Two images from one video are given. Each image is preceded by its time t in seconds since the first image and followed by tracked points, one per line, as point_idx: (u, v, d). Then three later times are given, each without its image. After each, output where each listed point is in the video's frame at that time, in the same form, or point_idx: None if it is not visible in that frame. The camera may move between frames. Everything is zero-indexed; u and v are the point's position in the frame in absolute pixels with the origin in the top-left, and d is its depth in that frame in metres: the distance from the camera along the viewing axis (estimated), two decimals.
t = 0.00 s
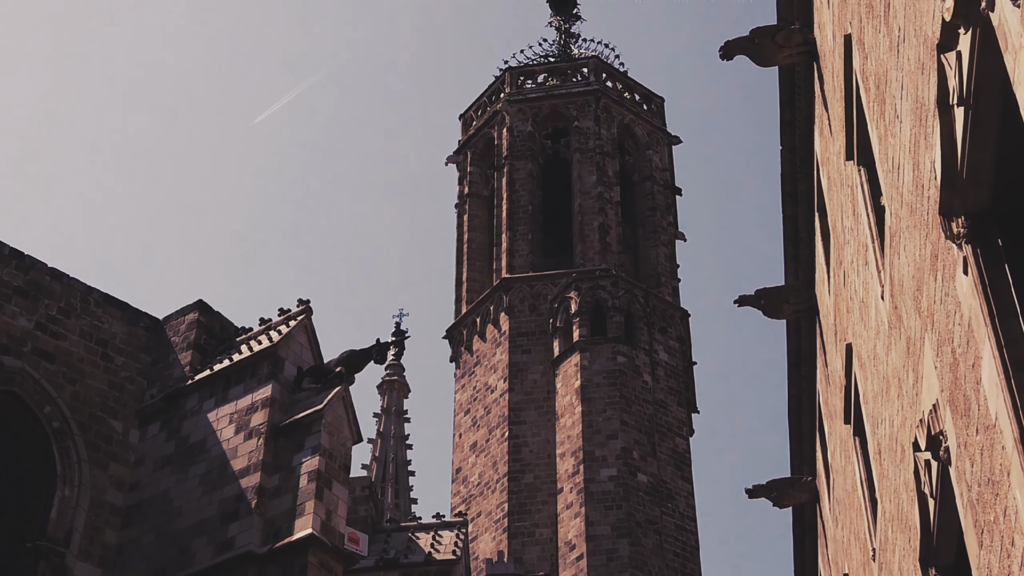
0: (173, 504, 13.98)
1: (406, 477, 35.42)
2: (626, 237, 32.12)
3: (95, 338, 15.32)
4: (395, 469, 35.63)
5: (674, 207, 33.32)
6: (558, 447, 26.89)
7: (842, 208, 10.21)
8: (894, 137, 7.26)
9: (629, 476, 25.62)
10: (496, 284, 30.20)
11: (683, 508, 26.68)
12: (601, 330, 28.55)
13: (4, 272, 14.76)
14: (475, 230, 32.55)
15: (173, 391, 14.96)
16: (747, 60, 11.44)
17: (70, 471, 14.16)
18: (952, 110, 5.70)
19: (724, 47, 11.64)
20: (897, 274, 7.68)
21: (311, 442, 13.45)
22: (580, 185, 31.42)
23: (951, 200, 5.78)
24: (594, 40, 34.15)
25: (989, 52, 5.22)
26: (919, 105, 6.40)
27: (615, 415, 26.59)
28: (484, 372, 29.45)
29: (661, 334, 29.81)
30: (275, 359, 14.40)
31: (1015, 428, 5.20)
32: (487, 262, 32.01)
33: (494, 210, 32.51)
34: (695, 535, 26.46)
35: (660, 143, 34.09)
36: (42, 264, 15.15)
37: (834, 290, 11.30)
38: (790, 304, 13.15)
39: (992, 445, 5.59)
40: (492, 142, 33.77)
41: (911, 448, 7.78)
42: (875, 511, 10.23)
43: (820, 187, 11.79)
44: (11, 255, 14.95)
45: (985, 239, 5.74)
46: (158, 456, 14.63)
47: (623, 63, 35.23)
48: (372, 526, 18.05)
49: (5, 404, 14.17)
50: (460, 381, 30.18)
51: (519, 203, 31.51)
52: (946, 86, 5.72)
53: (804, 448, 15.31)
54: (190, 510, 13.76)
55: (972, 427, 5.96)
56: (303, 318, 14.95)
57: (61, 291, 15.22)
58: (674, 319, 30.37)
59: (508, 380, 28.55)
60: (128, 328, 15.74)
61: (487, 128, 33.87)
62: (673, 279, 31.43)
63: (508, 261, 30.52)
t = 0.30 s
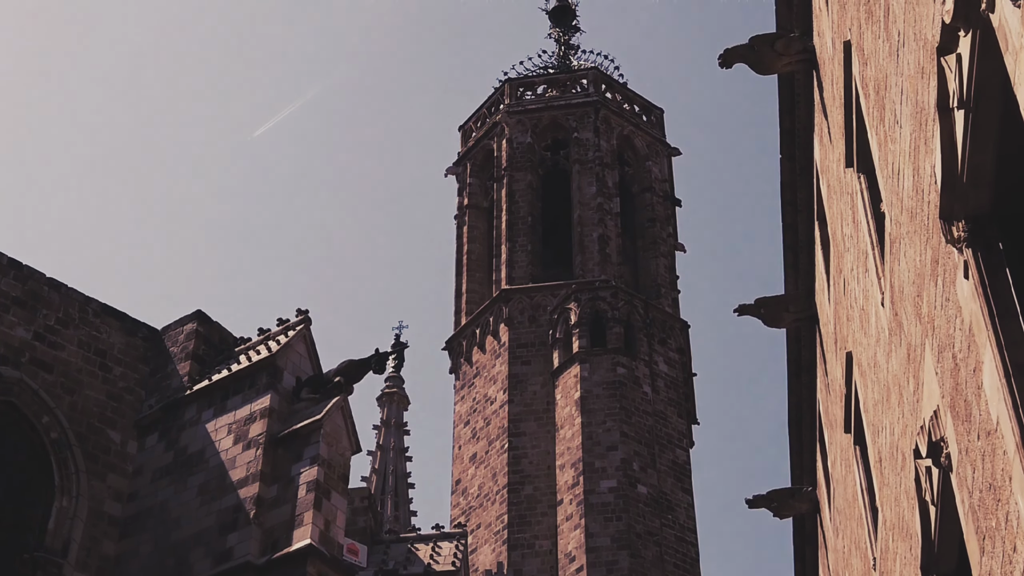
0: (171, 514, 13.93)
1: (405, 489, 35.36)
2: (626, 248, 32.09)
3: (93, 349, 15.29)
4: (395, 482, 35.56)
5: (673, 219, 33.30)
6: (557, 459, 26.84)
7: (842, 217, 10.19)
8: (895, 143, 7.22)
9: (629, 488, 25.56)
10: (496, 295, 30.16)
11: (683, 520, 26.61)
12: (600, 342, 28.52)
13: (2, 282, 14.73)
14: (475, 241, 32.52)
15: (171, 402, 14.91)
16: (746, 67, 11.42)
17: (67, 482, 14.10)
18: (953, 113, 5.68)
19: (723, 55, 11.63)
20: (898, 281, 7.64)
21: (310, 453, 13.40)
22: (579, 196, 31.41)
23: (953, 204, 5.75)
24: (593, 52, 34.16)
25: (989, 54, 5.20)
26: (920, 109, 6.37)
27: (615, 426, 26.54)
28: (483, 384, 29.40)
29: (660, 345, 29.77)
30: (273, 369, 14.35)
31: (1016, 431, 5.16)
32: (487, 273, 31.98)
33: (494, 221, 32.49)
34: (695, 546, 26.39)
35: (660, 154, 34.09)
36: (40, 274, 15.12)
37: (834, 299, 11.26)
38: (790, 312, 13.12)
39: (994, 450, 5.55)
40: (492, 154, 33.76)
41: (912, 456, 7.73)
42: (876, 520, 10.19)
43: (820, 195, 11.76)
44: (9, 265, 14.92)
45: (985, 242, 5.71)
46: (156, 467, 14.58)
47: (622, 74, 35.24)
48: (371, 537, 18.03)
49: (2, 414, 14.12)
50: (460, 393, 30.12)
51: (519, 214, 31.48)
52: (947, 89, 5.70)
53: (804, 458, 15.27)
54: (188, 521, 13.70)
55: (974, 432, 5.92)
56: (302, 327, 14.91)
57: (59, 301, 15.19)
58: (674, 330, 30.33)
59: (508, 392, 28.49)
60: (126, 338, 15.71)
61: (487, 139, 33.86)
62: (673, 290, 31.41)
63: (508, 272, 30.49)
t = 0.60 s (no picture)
0: (170, 525, 13.88)
1: (406, 501, 35.29)
2: (626, 259, 32.05)
3: (92, 358, 15.25)
4: (395, 494, 35.50)
5: (673, 230, 33.27)
6: (558, 469, 26.78)
7: (842, 224, 10.18)
8: (895, 148, 7.20)
9: (629, 499, 25.50)
10: (496, 306, 30.12)
11: (684, 531, 26.53)
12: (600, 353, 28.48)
13: (1, 291, 14.71)
14: (475, 252, 32.49)
15: (170, 412, 14.88)
16: (746, 75, 11.40)
17: (66, 493, 14.04)
18: (953, 116, 5.66)
19: (723, 63, 11.61)
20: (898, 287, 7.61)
21: (309, 462, 13.36)
22: (579, 207, 31.39)
23: (953, 207, 5.74)
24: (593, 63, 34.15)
25: (990, 56, 5.19)
26: (920, 112, 6.35)
27: (615, 437, 26.49)
28: (483, 395, 29.36)
29: (661, 356, 29.73)
30: (273, 378, 14.31)
31: (1018, 434, 5.13)
32: (487, 284, 31.94)
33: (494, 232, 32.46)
34: (696, 558, 26.31)
35: (660, 165, 34.08)
36: (40, 284, 15.09)
37: (834, 307, 11.22)
38: (790, 320, 13.10)
39: (995, 454, 5.51)
40: (491, 165, 33.75)
41: (913, 462, 7.69)
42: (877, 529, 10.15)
43: (819, 203, 11.74)
44: (7, 274, 14.90)
45: (986, 246, 5.68)
46: (155, 477, 14.54)
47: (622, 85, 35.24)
48: (371, 547, 17.97)
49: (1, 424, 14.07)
50: (460, 404, 30.07)
51: (519, 225, 31.46)
52: (948, 92, 5.69)
53: (804, 467, 15.23)
54: (187, 531, 13.65)
55: (975, 437, 5.89)
56: (301, 337, 14.88)
57: (58, 311, 15.16)
58: (675, 340, 30.29)
59: (508, 403, 28.45)
60: (125, 348, 15.68)
61: (487, 150, 33.86)
62: (673, 301, 31.36)
63: (508, 283, 30.46)
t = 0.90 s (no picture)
0: (169, 535, 13.83)
1: (406, 513, 35.23)
2: (626, 269, 32.02)
3: (92, 368, 15.21)
4: (396, 505, 35.44)
5: (674, 240, 33.23)
6: (559, 480, 26.71)
7: (843, 231, 10.16)
8: (896, 153, 7.18)
9: (630, 509, 25.43)
10: (496, 317, 30.08)
11: (685, 542, 26.45)
12: (601, 363, 28.44)
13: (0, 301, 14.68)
14: (475, 263, 32.47)
15: (169, 422, 14.83)
16: (747, 82, 11.38)
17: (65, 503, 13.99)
18: (954, 118, 5.64)
19: (724, 71, 11.60)
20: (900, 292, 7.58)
21: (309, 472, 13.31)
22: (580, 218, 31.37)
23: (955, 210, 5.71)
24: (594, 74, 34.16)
25: (993, 57, 5.17)
26: (921, 116, 6.33)
27: (616, 448, 26.42)
28: (484, 406, 29.31)
29: (662, 367, 29.69)
30: (272, 388, 14.28)
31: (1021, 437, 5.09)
32: (487, 295, 31.92)
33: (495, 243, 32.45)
34: (697, 568, 26.23)
35: (660, 176, 34.06)
36: (39, 293, 15.07)
37: (836, 314, 11.19)
38: (791, 329, 13.06)
39: (999, 458, 5.47)
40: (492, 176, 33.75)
41: (915, 469, 7.64)
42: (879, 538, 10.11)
43: (820, 210, 11.71)
44: (6, 284, 14.88)
45: (988, 249, 5.65)
46: (154, 487, 14.49)
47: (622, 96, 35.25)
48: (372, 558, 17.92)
49: None
50: (460, 415, 30.03)
51: (519, 236, 31.43)
52: (949, 95, 5.67)
53: (806, 477, 15.19)
54: (187, 541, 13.60)
55: (979, 442, 5.85)
56: (301, 347, 14.83)
57: (58, 321, 15.14)
58: (675, 351, 30.25)
59: (508, 414, 28.40)
60: (125, 358, 15.64)
61: (487, 161, 33.86)
62: (674, 312, 31.33)
63: (508, 294, 30.44)
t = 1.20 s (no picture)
0: (168, 544, 13.78)
1: (406, 524, 35.15)
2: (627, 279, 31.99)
3: (91, 377, 15.17)
4: (396, 517, 35.37)
5: (675, 251, 33.20)
6: (559, 490, 26.64)
7: (843, 237, 10.13)
8: (897, 156, 7.15)
9: (631, 520, 25.33)
10: (496, 327, 30.04)
11: (686, 552, 26.36)
12: (601, 373, 28.36)
13: None
14: (475, 273, 32.45)
15: (169, 432, 14.79)
16: (747, 90, 11.36)
17: (64, 512, 13.94)
18: (955, 120, 5.61)
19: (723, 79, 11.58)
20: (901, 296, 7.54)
21: (309, 481, 13.26)
22: (580, 228, 31.34)
23: (956, 213, 5.68)
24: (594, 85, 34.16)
25: (993, 57, 5.14)
26: (921, 119, 6.30)
27: (617, 459, 26.26)
28: (484, 416, 29.25)
29: (662, 377, 29.64)
30: (272, 397, 14.23)
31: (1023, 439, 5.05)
32: (487, 306, 31.88)
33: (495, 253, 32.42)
34: None
35: (660, 186, 34.05)
36: (38, 303, 15.05)
37: (837, 322, 11.16)
38: (792, 337, 13.01)
39: (1001, 462, 5.43)
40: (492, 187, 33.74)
41: (917, 475, 7.59)
42: (880, 546, 10.06)
43: (821, 217, 11.68)
44: (5, 294, 14.85)
45: (990, 251, 5.62)
46: (153, 497, 14.44)
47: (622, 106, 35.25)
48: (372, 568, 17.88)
49: None
50: (460, 426, 29.97)
51: (519, 246, 31.40)
52: (950, 97, 5.64)
53: (807, 486, 15.13)
54: (186, 550, 13.55)
55: (981, 446, 5.80)
56: (301, 356, 14.79)
57: (57, 331, 15.10)
58: (676, 361, 30.20)
59: (508, 424, 28.35)
60: (124, 367, 15.60)
61: (487, 172, 33.85)
62: (675, 322, 31.28)
63: (508, 304, 30.41)
